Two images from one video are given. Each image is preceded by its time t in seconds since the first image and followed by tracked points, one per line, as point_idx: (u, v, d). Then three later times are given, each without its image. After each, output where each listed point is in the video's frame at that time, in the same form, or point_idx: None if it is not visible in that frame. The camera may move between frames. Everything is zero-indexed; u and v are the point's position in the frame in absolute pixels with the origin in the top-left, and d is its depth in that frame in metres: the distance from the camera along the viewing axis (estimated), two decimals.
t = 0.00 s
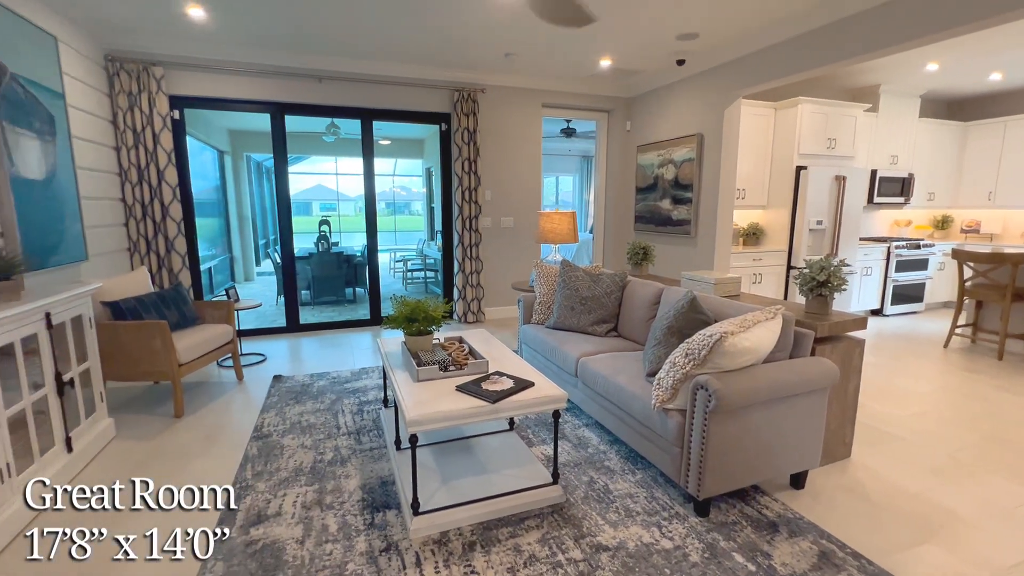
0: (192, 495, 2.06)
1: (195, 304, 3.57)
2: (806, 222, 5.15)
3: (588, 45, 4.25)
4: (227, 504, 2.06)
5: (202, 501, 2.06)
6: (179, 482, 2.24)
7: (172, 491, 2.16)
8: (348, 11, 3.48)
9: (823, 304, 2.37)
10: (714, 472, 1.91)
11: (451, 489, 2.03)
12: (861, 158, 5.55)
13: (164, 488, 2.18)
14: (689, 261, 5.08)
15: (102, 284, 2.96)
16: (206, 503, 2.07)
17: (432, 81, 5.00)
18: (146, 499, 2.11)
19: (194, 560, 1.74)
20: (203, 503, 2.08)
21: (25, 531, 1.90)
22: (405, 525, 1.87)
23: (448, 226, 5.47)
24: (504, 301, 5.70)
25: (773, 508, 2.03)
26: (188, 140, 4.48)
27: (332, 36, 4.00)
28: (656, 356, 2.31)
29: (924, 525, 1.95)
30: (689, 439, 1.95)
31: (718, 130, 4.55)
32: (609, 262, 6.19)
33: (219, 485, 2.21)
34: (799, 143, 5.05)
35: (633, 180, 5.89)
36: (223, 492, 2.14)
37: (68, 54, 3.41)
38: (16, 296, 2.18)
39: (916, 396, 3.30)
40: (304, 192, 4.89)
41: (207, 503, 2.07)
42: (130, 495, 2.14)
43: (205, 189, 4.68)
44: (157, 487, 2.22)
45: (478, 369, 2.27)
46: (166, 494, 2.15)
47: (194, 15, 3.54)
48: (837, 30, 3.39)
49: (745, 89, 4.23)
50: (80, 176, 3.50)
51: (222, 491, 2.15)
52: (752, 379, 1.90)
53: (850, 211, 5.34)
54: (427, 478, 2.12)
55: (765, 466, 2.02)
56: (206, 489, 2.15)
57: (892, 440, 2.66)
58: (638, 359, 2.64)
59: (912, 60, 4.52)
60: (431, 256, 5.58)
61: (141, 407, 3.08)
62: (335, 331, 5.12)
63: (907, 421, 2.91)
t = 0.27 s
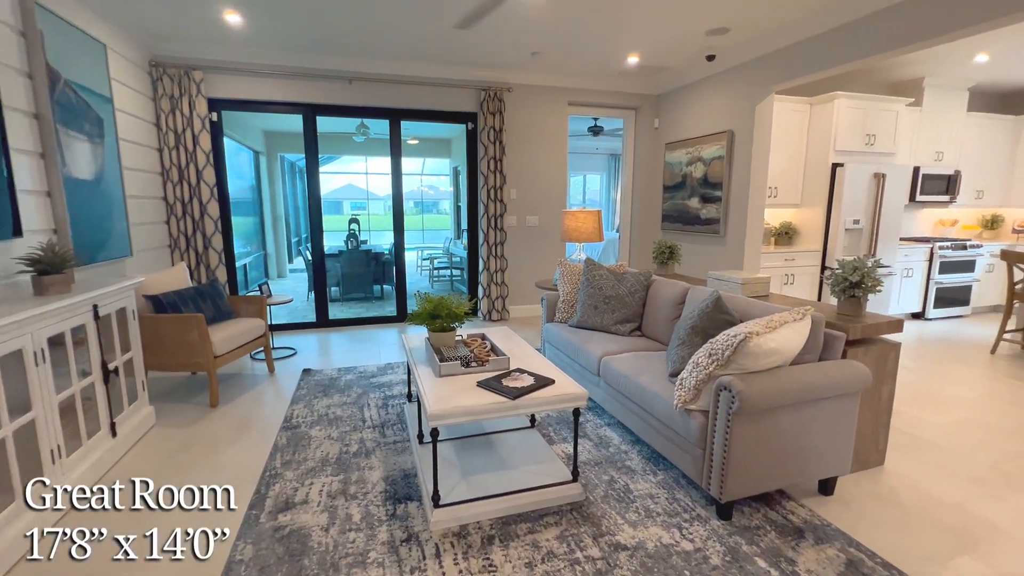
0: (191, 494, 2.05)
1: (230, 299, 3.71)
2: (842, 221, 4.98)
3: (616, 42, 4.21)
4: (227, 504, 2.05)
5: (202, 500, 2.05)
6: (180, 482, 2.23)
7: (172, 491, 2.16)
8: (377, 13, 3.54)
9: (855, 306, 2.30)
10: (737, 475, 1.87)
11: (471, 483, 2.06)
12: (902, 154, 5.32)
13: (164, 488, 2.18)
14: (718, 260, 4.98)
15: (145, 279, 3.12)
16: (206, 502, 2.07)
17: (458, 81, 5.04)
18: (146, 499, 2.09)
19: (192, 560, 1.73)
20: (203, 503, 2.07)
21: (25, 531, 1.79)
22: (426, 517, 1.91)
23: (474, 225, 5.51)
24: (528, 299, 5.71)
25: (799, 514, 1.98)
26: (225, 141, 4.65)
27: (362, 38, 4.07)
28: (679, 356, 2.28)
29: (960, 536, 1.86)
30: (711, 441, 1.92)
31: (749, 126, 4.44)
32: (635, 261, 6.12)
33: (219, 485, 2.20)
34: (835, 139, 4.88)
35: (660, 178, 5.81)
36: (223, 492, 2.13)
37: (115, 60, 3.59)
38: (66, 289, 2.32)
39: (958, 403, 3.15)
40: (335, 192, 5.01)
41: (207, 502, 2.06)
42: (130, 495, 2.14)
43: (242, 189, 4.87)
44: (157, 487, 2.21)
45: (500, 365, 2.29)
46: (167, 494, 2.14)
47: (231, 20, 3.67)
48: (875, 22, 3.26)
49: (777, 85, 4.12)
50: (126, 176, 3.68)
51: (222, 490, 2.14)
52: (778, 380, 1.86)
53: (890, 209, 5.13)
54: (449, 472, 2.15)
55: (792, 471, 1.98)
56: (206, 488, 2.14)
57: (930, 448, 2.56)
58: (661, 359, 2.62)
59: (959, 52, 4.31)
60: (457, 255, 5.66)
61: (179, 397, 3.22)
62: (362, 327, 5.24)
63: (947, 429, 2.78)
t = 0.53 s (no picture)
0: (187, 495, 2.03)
1: (264, 294, 3.85)
2: (881, 219, 4.79)
3: (645, 38, 4.16)
4: (226, 505, 2.04)
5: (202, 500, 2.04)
6: (179, 482, 2.22)
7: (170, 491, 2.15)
8: (408, 14, 3.60)
9: (891, 307, 2.22)
10: (762, 477, 1.84)
11: (492, 478, 2.08)
12: (948, 150, 5.08)
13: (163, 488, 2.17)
14: (748, 259, 4.86)
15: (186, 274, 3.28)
16: (206, 503, 2.06)
17: (486, 80, 5.07)
18: (145, 499, 2.09)
19: (192, 561, 1.73)
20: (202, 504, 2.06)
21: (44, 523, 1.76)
22: (448, 509, 1.95)
23: (500, 223, 5.55)
24: (553, 298, 5.70)
25: (827, 520, 1.93)
26: (261, 142, 4.82)
27: (392, 39, 4.15)
28: (704, 356, 2.25)
29: (1001, 550, 1.78)
30: (735, 442, 1.89)
31: (783, 122, 4.32)
32: (663, 260, 6.04)
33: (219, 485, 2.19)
34: (874, 135, 4.70)
35: (689, 176, 5.71)
36: (222, 491, 2.12)
37: (160, 65, 3.77)
38: (114, 282, 2.46)
39: (1004, 412, 3.00)
40: (365, 191, 5.13)
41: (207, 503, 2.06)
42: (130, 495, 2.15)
43: (276, 188, 5.04)
44: (157, 487, 2.21)
45: (522, 362, 2.31)
46: (166, 494, 2.13)
47: (268, 25, 3.79)
48: (919, 11, 3.12)
49: (813, 79, 3.99)
50: (169, 175, 3.86)
51: (222, 490, 2.13)
52: (806, 382, 1.81)
53: (934, 208, 4.90)
54: (471, 466, 2.18)
55: (820, 475, 1.93)
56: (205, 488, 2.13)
57: (972, 458, 2.44)
58: (687, 359, 2.59)
59: (1012, 41, 4.09)
60: (483, 253, 5.72)
61: (215, 387, 3.37)
62: (390, 323, 5.34)
63: (991, 438, 2.66)
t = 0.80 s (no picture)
0: (179, 488, 1.93)
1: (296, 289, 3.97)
2: (923, 218, 4.58)
3: (674, 33, 4.09)
4: (226, 505, 2.01)
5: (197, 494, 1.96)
6: (180, 482, 2.20)
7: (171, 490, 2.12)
8: (437, 14, 3.64)
9: (930, 309, 2.13)
10: (788, 480, 1.81)
11: (515, 472, 2.11)
12: (998, 144, 4.83)
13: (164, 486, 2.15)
14: (780, 258, 4.74)
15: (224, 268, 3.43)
16: (206, 503, 2.03)
17: (513, 78, 5.09)
18: (144, 499, 2.05)
19: (196, 560, 1.69)
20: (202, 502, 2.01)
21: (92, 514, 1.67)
22: (471, 501, 1.99)
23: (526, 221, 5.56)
24: (578, 296, 5.68)
25: (858, 526, 1.88)
26: (295, 142, 4.97)
27: (421, 39, 4.21)
28: (731, 355, 2.22)
29: None
30: (761, 443, 1.86)
31: (818, 117, 4.19)
32: (691, 258, 5.94)
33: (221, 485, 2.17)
34: (917, 129, 4.51)
35: (719, 173, 5.60)
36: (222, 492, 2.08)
37: (201, 68, 3.93)
38: (158, 276, 2.59)
39: None
40: (394, 189, 5.22)
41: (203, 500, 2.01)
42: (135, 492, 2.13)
43: (309, 186, 5.20)
44: (158, 487, 2.19)
45: (546, 358, 2.33)
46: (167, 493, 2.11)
47: (302, 28, 3.90)
48: None
49: (851, 72, 3.85)
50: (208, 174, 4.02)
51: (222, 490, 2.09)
52: (837, 384, 1.77)
53: (981, 205, 4.66)
54: (494, 460, 2.21)
55: (850, 479, 1.88)
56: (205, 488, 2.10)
57: (1016, 467, 2.33)
58: (713, 358, 2.55)
59: None
60: (509, 250, 5.76)
61: (250, 378, 3.50)
62: (416, 319, 5.43)
63: None
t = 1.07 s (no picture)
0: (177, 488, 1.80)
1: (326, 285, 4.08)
2: (968, 216, 4.35)
3: (704, 27, 4.01)
4: (226, 505, 2.00)
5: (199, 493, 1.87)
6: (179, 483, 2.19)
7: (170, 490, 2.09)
8: (464, 13, 3.67)
9: (972, 311, 2.04)
10: (816, 484, 1.77)
11: (536, 468, 2.12)
12: None
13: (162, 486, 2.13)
14: (813, 258, 4.60)
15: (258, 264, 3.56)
16: (206, 503, 2.01)
17: (539, 75, 5.08)
18: (141, 498, 2.00)
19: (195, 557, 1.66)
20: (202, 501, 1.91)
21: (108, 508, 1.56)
22: (492, 495, 2.01)
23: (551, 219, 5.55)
24: (603, 294, 5.65)
25: (890, 534, 1.82)
26: (325, 141, 5.09)
27: (448, 38, 4.25)
28: (757, 356, 2.18)
29: None
30: (788, 445, 1.83)
31: (856, 111, 4.04)
32: (719, 257, 5.83)
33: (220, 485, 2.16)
34: (963, 123, 4.30)
35: (750, 170, 5.47)
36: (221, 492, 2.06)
37: (237, 71, 4.07)
38: (196, 271, 2.71)
39: None
40: (421, 187, 5.30)
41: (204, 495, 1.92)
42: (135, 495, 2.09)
43: (339, 185, 5.32)
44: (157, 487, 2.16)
45: (568, 356, 2.33)
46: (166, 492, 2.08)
47: (333, 29, 3.99)
48: None
49: (892, 64, 3.70)
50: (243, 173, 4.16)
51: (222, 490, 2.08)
52: (868, 386, 1.72)
53: None
54: (515, 456, 2.23)
55: (882, 485, 1.82)
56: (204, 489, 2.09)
57: None
58: (739, 359, 2.51)
59: None
60: (534, 248, 5.81)
61: (281, 370, 3.62)
62: (442, 315, 5.50)
63: None
